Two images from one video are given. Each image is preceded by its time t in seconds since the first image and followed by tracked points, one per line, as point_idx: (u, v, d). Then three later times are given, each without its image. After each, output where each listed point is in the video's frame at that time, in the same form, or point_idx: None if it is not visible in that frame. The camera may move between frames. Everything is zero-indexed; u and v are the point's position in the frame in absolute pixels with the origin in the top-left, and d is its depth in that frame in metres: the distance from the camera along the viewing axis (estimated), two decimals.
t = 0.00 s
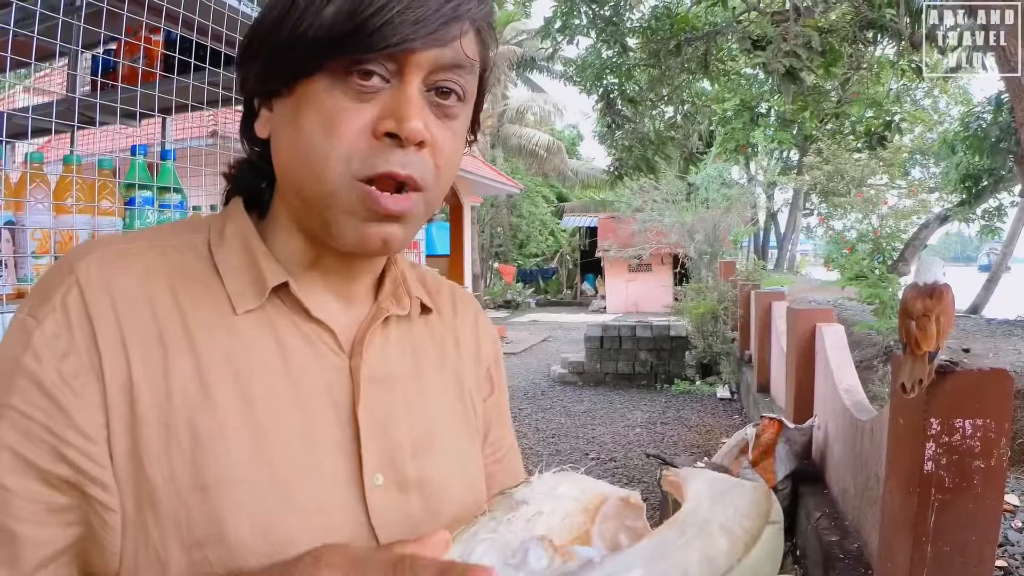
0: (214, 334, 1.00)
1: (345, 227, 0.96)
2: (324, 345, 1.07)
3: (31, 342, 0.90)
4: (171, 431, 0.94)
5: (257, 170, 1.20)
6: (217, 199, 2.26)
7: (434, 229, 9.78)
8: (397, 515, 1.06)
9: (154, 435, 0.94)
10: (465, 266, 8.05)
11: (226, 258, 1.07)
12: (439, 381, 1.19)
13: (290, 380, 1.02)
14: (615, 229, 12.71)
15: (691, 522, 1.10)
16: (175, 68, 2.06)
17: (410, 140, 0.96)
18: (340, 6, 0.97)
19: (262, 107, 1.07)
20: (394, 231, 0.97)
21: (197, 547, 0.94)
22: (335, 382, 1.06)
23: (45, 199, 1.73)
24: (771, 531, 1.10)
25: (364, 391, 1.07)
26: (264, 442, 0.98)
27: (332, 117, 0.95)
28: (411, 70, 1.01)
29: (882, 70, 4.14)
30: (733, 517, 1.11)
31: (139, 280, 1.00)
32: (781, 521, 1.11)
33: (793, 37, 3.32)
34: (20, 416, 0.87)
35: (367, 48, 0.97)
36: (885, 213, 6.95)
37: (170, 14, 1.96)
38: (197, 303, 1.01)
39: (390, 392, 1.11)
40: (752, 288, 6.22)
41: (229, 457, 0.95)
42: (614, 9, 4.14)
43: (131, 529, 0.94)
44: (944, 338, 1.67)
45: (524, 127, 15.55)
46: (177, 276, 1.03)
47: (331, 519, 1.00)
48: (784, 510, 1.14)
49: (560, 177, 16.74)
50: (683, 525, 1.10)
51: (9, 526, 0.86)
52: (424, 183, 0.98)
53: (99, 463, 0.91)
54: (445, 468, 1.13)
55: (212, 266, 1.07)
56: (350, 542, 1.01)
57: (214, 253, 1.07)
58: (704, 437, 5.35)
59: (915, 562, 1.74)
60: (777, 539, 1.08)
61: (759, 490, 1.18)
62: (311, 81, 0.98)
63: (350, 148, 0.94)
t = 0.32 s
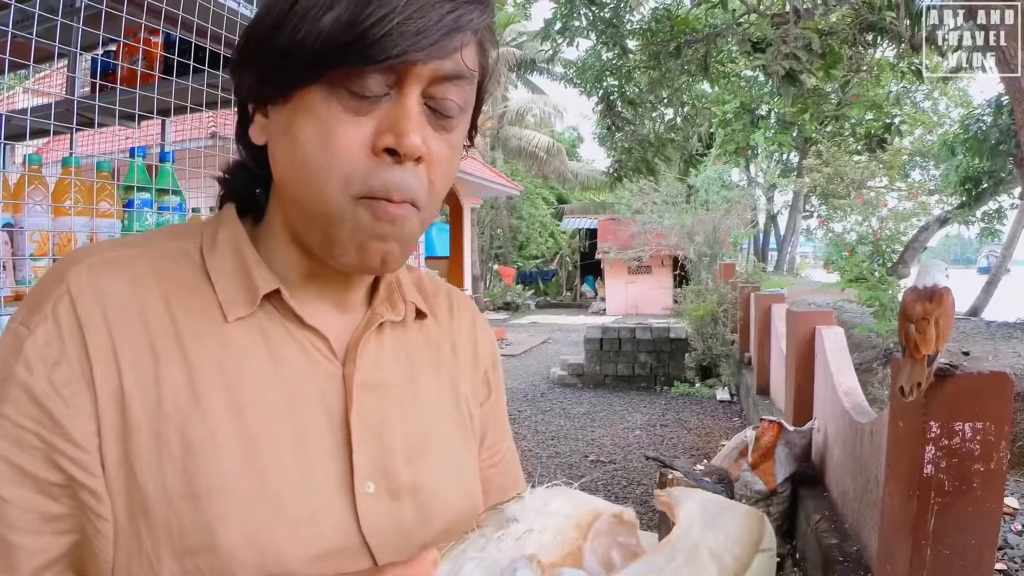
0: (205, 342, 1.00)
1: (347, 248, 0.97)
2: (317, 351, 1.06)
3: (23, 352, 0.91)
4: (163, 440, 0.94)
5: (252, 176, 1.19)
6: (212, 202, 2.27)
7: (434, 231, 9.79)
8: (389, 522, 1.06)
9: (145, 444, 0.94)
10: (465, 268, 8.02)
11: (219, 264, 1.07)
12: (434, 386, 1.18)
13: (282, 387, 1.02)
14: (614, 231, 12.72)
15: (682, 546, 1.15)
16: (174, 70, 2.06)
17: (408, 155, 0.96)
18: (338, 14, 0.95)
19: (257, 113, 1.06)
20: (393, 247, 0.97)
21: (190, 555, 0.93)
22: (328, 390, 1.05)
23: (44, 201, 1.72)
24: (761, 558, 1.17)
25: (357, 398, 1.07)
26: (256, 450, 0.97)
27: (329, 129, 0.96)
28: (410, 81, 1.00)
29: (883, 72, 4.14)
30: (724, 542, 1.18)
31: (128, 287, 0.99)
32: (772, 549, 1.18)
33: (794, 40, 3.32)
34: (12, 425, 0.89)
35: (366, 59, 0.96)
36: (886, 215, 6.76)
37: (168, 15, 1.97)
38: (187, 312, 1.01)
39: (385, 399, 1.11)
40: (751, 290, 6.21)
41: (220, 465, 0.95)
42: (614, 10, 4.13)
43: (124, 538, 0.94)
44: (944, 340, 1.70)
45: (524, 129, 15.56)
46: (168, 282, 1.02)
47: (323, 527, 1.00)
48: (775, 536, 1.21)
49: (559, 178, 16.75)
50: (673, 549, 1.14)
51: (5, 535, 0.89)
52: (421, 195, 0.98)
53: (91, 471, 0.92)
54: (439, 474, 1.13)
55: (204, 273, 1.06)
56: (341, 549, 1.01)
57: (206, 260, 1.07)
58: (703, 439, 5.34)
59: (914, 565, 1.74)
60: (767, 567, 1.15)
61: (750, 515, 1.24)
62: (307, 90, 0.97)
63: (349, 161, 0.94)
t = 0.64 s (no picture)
0: (200, 345, 0.99)
1: (356, 255, 1.01)
2: (313, 353, 1.06)
3: (19, 357, 0.91)
4: (159, 443, 0.94)
5: (250, 180, 1.16)
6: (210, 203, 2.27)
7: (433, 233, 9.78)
8: (385, 523, 1.06)
9: (142, 448, 0.93)
10: (464, 270, 8.02)
11: (213, 267, 1.06)
12: (429, 389, 1.18)
13: (278, 390, 1.01)
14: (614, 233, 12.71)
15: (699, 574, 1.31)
16: (173, 72, 2.06)
17: (437, 179, 0.99)
18: (373, 34, 0.93)
19: (262, 113, 1.04)
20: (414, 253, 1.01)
21: (187, 557, 0.93)
22: (323, 391, 1.05)
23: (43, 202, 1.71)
24: None
25: (352, 400, 1.06)
26: (252, 454, 0.97)
27: (354, 146, 0.95)
28: (434, 103, 0.99)
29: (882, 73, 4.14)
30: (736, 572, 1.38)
31: (122, 291, 0.99)
32: None
33: (793, 43, 3.32)
34: (11, 429, 0.89)
35: (398, 82, 0.95)
36: (886, 218, 6.66)
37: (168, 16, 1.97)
38: (183, 315, 1.00)
39: (380, 401, 1.10)
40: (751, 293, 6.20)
41: (217, 469, 0.94)
42: (613, 13, 4.11)
43: (122, 542, 0.94)
44: (943, 344, 1.71)
45: (524, 131, 15.56)
46: (164, 285, 1.02)
47: (320, 528, 0.99)
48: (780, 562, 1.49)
49: (559, 181, 16.76)
50: None
51: (8, 539, 0.90)
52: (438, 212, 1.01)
53: (90, 474, 0.92)
54: (435, 477, 1.13)
55: (199, 277, 1.06)
56: (337, 551, 1.01)
57: (201, 264, 1.07)
58: (702, 442, 5.33)
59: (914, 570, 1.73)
60: None
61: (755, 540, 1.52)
62: (331, 107, 0.96)
63: (378, 184, 0.95)
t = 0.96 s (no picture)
0: (204, 340, 0.99)
1: (355, 251, 0.97)
2: (316, 354, 1.06)
3: (27, 339, 0.90)
4: (161, 433, 0.93)
5: (263, 177, 1.17)
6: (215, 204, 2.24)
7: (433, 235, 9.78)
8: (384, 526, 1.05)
9: (143, 438, 0.93)
10: (463, 273, 8.00)
11: (222, 266, 1.06)
12: (435, 395, 1.17)
13: (281, 390, 1.01)
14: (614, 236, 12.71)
15: None
16: (173, 73, 2.06)
17: (422, 168, 0.96)
18: (364, 27, 0.95)
19: (268, 112, 1.06)
20: (401, 255, 0.97)
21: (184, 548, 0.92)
22: (324, 392, 1.05)
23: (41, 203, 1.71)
24: None
25: (353, 402, 1.06)
26: (254, 449, 0.96)
27: (343, 134, 0.95)
28: (427, 97, 0.99)
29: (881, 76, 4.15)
30: None
31: (132, 283, 1.00)
32: None
33: (793, 46, 3.33)
34: (16, 411, 0.86)
35: (389, 72, 0.96)
36: (885, 221, 6.65)
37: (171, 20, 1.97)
38: (190, 309, 1.01)
39: (383, 404, 1.10)
40: (751, 296, 6.20)
41: (218, 461, 0.94)
42: (614, 16, 4.11)
43: (117, 532, 0.92)
44: (943, 347, 1.73)
45: (524, 133, 15.57)
46: (172, 280, 1.03)
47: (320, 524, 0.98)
48: None
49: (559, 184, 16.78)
50: None
51: (14, 521, 0.85)
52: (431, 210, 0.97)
53: (94, 459, 0.91)
54: (436, 480, 1.12)
55: (208, 275, 1.06)
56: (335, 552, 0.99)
57: (210, 262, 1.07)
58: (702, 445, 5.33)
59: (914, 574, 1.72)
60: None
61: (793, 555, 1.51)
62: (325, 98, 0.97)
63: (363, 177, 0.94)
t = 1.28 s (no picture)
0: (232, 345, 0.98)
1: (357, 223, 0.95)
2: (345, 359, 1.06)
3: (48, 339, 0.89)
4: (185, 438, 0.93)
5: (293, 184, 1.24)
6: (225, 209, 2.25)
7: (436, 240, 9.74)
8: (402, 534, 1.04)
9: (166, 442, 0.93)
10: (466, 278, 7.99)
11: (250, 268, 1.07)
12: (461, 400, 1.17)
13: (311, 394, 1.00)
14: (617, 240, 12.69)
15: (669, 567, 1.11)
16: (177, 76, 2.06)
17: (422, 147, 0.96)
18: (370, 21, 1.02)
19: (297, 118, 1.14)
20: (403, 231, 0.96)
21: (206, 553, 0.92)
22: (352, 398, 1.04)
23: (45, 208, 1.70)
24: None
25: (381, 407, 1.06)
26: (278, 455, 0.96)
27: (350, 117, 0.99)
28: (432, 82, 1.01)
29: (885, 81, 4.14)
30: None
31: (158, 284, 1.00)
32: None
33: (797, 50, 3.31)
34: (33, 411, 0.86)
35: (391, 58, 1.00)
36: (889, 225, 6.63)
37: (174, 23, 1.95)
38: (215, 311, 1.01)
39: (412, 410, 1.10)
40: (755, 300, 6.18)
41: (241, 466, 0.94)
42: (618, 21, 4.07)
43: (139, 535, 0.93)
44: (950, 353, 1.69)
45: (527, 138, 15.56)
46: (197, 282, 1.03)
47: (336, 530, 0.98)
48: None
49: (561, 188, 16.76)
50: None
51: (21, 520, 0.85)
52: (435, 189, 0.97)
53: (110, 464, 0.90)
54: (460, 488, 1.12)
55: (235, 276, 1.06)
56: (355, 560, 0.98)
57: (238, 264, 1.08)
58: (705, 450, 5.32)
59: None
60: None
61: None
62: (337, 86, 1.03)
63: (364, 149, 0.95)
